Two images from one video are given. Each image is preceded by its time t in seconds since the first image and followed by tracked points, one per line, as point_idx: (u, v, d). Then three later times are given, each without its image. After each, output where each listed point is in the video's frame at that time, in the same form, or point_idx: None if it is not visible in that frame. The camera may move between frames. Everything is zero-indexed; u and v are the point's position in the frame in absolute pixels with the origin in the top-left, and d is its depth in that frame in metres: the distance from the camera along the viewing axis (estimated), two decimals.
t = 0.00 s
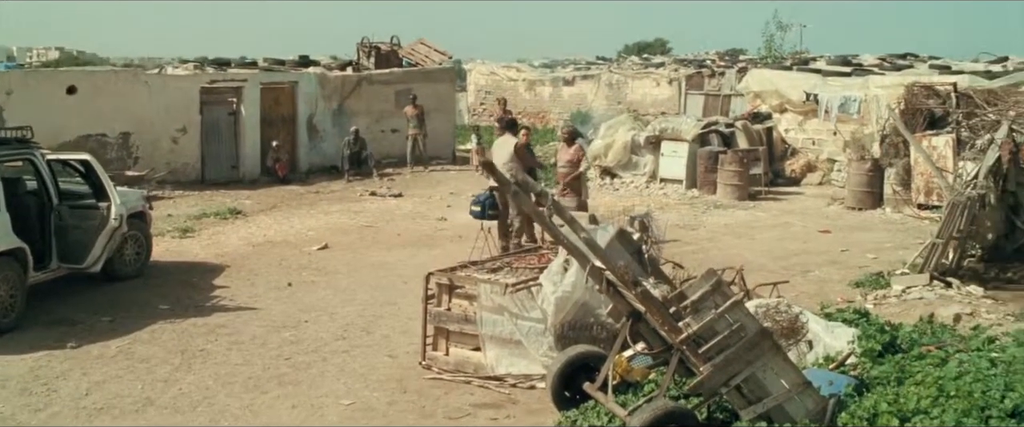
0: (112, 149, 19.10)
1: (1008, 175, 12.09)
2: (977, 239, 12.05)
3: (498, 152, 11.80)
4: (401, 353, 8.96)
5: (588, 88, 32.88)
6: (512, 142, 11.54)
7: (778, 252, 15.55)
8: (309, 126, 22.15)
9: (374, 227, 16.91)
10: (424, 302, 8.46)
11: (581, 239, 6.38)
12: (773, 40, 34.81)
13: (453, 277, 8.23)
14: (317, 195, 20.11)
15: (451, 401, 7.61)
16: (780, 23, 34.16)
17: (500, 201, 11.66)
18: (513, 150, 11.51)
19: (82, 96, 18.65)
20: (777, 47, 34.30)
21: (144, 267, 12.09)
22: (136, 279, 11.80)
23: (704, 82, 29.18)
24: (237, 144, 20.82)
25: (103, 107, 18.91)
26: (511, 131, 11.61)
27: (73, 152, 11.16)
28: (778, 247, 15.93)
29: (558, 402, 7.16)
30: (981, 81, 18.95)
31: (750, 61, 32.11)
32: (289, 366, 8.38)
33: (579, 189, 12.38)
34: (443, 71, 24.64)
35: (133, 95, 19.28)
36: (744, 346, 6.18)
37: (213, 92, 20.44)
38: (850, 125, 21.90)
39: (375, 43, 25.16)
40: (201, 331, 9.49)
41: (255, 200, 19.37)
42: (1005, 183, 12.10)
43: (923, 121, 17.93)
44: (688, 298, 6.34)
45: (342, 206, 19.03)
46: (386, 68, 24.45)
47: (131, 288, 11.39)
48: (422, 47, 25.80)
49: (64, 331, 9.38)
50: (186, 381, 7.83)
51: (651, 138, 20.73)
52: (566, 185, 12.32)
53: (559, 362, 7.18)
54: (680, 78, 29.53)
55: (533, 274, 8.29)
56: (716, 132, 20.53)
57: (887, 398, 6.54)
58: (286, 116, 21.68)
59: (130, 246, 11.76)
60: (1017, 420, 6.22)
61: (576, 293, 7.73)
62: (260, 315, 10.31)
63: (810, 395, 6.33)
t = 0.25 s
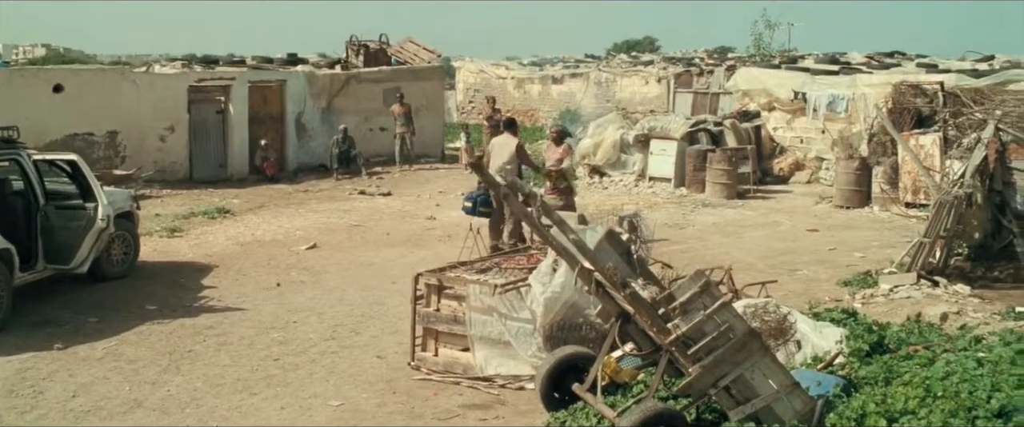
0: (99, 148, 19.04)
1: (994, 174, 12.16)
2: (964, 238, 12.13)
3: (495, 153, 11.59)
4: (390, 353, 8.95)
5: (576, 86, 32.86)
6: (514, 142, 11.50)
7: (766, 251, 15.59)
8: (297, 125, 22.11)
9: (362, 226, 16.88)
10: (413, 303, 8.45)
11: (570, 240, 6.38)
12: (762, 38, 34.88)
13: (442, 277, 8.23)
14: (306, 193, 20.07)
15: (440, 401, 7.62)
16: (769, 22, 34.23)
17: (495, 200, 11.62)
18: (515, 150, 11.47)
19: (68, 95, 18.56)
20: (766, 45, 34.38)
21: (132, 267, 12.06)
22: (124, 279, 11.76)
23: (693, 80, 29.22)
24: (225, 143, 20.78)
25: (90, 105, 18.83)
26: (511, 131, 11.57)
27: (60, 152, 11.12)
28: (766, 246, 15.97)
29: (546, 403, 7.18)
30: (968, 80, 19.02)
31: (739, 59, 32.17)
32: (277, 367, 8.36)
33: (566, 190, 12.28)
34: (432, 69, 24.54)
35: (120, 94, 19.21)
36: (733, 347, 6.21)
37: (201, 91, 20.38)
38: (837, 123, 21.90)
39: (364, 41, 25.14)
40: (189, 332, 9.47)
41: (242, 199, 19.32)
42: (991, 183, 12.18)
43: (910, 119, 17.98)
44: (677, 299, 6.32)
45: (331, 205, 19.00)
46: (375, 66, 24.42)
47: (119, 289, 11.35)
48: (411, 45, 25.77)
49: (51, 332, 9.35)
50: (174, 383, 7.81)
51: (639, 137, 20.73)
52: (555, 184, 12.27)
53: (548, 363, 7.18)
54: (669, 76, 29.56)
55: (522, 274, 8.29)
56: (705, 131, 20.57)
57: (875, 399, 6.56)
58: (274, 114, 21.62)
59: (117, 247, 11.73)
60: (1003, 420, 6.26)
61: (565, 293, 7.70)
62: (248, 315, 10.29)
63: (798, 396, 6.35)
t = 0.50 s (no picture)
0: (87, 145, 18.95)
1: (982, 171, 12.29)
2: (951, 234, 12.28)
3: (492, 150, 11.55)
4: (380, 352, 8.94)
5: (566, 83, 32.81)
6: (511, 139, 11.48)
7: (755, 248, 15.61)
8: (286, 121, 22.05)
9: (352, 223, 16.85)
10: (402, 301, 8.43)
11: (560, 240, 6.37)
12: (751, 35, 34.93)
13: (431, 276, 8.21)
14: (295, 190, 20.03)
15: (430, 400, 7.61)
16: (758, 18, 34.28)
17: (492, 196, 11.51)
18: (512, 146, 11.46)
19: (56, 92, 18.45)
20: (755, 41, 34.43)
21: (120, 265, 12.01)
22: (112, 278, 11.72)
23: (682, 76, 29.26)
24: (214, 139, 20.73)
25: (79, 102, 18.73)
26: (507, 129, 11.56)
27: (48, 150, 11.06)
28: (755, 242, 15.99)
29: (536, 402, 7.18)
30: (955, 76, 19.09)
31: (728, 55, 32.21)
32: (266, 366, 8.34)
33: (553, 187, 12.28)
34: (421, 66, 24.48)
35: (109, 91, 19.12)
36: (722, 346, 6.20)
37: (189, 87, 20.31)
38: (826, 120, 21.91)
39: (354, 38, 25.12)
40: (178, 330, 9.44)
41: (231, 196, 19.26)
42: (979, 179, 12.31)
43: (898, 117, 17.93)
44: (666, 298, 6.34)
45: (320, 202, 18.96)
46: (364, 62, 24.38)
47: (107, 287, 11.31)
48: (400, 42, 25.61)
49: (39, 332, 9.31)
50: (163, 382, 7.79)
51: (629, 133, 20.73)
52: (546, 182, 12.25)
53: (538, 361, 7.17)
54: (659, 72, 29.59)
55: (512, 273, 8.26)
56: (694, 127, 20.59)
57: (864, 396, 6.58)
58: (263, 111, 21.56)
59: (106, 245, 11.68)
60: (990, 417, 6.29)
61: (555, 292, 7.68)
62: (237, 314, 10.26)
63: (787, 394, 6.36)
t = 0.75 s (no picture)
0: (75, 143, 18.87)
1: (970, 168, 12.28)
2: (940, 232, 12.21)
3: (483, 148, 11.55)
4: (370, 350, 8.93)
5: (556, 80, 32.75)
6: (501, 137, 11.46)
7: (745, 245, 15.64)
8: (276, 118, 22.01)
9: (342, 221, 16.83)
10: (392, 300, 8.43)
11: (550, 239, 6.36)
12: (741, 32, 34.99)
13: (422, 274, 8.20)
14: (285, 188, 20.00)
15: (420, 399, 7.61)
16: (748, 15, 34.33)
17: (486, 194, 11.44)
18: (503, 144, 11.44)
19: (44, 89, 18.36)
20: (744, 38, 34.49)
21: (109, 263, 11.98)
22: (101, 277, 11.68)
23: (672, 73, 29.31)
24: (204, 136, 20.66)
25: (67, 99, 18.65)
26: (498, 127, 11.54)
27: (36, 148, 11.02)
28: (745, 239, 16.03)
29: (527, 401, 7.19)
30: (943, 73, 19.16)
31: (718, 52, 32.26)
32: (256, 365, 8.33)
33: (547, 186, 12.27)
34: (412, 63, 24.44)
35: (97, 88, 19.05)
36: (711, 344, 6.22)
37: (177, 84, 20.26)
38: (816, 117, 21.90)
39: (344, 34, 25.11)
40: (167, 329, 9.41)
41: (220, 193, 19.22)
42: (967, 177, 12.29)
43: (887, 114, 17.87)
44: (656, 297, 6.36)
45: (310, 199, 18.93)
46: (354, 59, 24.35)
47: (96, 286, 11.27)
48: (391, 39, 25.59)
49: (27, 331, 9.27)
50: (152, 381, 7.77)
51: (619, 130, 20.74)
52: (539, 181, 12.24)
53: (528, 360, 7.18)
54: (649, 69, 29.63)
55: (502, 271, 8.26)
56: (685, 124, 20.62)
57: (853, 394, 6.59)
58: (253, 108, 21.53)
59: (94, 243, 11.64)
60: (978, 414, 6.33)
61: (545, 290, 7.67)
62: (227, 312, 10.24)
63: (777, 392, 6.38)
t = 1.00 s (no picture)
0: (65, 140, 18.81)
1: (960, 166, 12.27)
2: (930, 229, 12.25)
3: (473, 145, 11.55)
4: (361, 349, 8.92)
5: (547, 77, 32.71)
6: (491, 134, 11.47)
7: (736, 242, 15.67)
8: (267, 116, 21.97)
9: (333, 219, 16.81)
10: (384, 298, 8.43)
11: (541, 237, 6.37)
12: (732, 29, 35.03)
13: (413, 272, 8.19)
14: (276, 185, 19.97)
15: (412, 398, 7.61)
16: (739, 12, 34.38)
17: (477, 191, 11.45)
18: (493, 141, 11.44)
19: (33, 87, 18.29)
20: (735, 35, 34.53)
21: (99, 261, 11.94)
22: (92, 275, 11.65)
23: (663, 70, 29.35)
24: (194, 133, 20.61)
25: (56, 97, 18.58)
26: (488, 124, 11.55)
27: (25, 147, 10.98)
28: (736, 237, 16.05)
29: (519, 400, 7.19)
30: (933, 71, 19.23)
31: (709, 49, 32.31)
32: (247, 364, 8.31)
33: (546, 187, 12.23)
34: (404, 60, 24.43)
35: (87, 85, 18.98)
36: (702, 343, 6.24)
37: (167, 82, 20.20)
38: (806, 114, 21.99)
39: (335, 32, 25.12)
40: (158, 328, 9.39)
41: (211, 191, 19.18)
42: (956, 174, 12.28)
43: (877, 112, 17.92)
44: (648, 296, 6.36)
45: (301, 197, 18.90)
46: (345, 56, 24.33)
47: (86, 285, 11.24)
48: (382, 36, 25.65)
49: (17, 330, 9.24)
50: (143, 381, 7.76)
51: (611, 128, 20.74)
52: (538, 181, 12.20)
53: (520, 359, 7.17)
54: (640, 67, 29.67)
55: (494, 270, 8.25)
56: (676, 122, 20.65)
57: (843, 392, 6.61)
58: (244, 106, 21.50)
59: (85, 241, 11.61)
60: (967, 412, 6.35)
61: (537, 288, 7.66)
62: (218, 311, 10.21)
63: (768, 390, 6.41)
